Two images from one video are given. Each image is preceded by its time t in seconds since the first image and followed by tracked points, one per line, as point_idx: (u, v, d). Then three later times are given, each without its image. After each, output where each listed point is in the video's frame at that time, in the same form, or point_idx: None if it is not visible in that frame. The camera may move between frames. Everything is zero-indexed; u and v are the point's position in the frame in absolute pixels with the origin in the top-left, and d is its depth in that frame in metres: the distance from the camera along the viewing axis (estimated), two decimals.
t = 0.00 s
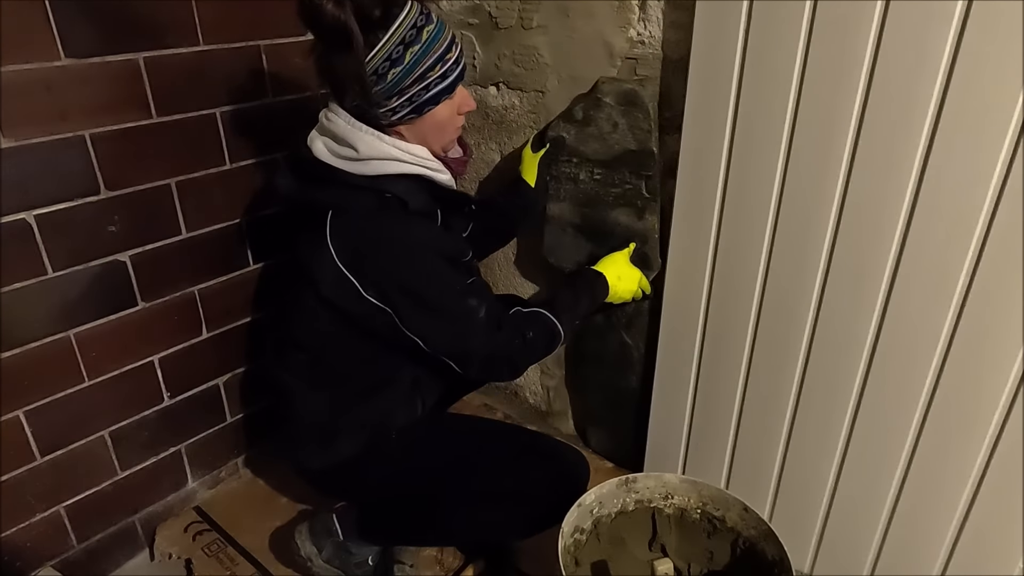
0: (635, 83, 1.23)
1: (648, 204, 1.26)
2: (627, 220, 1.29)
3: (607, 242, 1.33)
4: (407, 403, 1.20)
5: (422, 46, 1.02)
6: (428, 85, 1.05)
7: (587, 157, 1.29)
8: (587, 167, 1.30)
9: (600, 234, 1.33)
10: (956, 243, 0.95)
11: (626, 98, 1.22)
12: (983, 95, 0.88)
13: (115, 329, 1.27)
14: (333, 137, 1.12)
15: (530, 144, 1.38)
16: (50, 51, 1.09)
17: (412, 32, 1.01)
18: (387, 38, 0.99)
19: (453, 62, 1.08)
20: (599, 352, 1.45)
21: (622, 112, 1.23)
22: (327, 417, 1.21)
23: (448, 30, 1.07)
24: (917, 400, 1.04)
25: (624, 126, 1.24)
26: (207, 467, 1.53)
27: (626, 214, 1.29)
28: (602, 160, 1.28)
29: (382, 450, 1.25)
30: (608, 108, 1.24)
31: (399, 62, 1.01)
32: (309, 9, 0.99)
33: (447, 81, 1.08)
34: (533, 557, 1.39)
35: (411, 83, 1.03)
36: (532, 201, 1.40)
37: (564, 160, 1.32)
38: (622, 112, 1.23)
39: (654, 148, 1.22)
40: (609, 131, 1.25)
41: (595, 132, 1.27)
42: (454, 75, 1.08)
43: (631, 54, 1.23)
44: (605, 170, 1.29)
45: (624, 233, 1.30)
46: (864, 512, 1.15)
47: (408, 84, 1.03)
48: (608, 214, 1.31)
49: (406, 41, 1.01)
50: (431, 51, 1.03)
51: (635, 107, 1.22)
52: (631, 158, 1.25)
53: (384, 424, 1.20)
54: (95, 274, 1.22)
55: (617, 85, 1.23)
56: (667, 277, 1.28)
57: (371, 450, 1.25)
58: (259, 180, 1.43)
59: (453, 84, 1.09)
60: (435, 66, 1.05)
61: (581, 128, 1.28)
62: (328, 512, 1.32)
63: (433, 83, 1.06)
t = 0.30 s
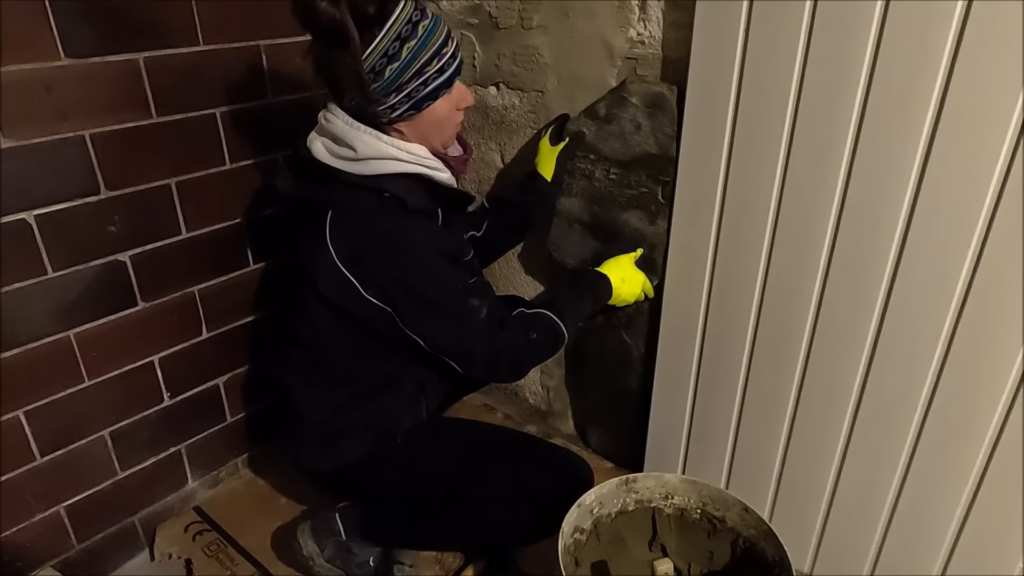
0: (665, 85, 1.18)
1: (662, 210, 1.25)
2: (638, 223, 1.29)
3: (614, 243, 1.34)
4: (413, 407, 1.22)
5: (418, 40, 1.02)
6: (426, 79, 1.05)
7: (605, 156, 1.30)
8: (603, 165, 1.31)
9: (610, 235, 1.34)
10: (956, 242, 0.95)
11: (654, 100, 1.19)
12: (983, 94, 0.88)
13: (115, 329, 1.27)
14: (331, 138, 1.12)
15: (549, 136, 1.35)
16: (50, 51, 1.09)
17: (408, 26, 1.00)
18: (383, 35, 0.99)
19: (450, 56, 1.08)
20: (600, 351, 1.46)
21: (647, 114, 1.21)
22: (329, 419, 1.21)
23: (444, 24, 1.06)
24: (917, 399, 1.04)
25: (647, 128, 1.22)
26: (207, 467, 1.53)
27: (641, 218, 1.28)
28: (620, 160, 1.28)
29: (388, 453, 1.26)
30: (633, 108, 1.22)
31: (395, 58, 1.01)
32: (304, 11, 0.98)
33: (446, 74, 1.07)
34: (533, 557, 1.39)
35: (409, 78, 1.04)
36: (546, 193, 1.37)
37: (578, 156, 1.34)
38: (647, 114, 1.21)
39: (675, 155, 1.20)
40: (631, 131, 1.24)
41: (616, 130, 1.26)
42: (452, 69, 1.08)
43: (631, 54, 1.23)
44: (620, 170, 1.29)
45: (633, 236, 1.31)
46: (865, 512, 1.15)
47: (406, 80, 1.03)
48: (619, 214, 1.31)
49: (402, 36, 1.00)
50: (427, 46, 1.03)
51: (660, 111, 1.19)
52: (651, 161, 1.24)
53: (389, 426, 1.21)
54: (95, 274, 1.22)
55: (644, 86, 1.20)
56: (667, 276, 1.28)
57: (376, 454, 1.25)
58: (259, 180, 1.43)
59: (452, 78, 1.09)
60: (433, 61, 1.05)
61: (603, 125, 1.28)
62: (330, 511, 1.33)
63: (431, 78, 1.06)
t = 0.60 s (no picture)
0: (673, 88, 1.19)
1: (667, 213, 1.25)
2: (643, 226, 1.29)
3: (619, 246, 1.34)
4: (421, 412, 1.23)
5: (437, 38, 1.02)
6: (444, 79, 1.05)
7: (610, 157, 1.30)
8: (608, 167, 1.31)
9: (614, 237, 1.34)
10: (957, 243, 0.95)
11: (660, 103, 1.19)
12: (983, 95, 0.88)
13: (115, 329, 1.27)
14: (343, 138, 1.12)
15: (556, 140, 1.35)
16: (50, 51, 1.09)
17: (426, 24, 1.00)
18: (402, 31, 0.99)
19: (468, 56, 1.08)
20: (600, 352, 1.46)
21: (654, 117, 1.21)
22: (337, 424, 1.21)
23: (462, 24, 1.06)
24: (917, 399, 1.04)
25: (653, 131, 1.22)
26: (208, 467, 1.53)
27: (648, 223, 1.28)
28: (625, 162, 1.28)
29: (398, 453, 1.25)
30: (640, 110, 1.22)
31: (414, 56, 1.01)
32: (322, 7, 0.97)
33: (463, 74, 1.08)
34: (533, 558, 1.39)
35: (427, 77, 1.03)
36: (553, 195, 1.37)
37: (585, 157, 1.34)
38: (653, 117, 1.21)
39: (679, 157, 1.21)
40: (638, 134, 1.24)
41: (622, 132, 1.26)
42: (469, 69, 1.08)
43: (631, 54, 1.23)
44: (626, 172, 1.29)
45: (639, 239, 1.31)
46: (865, 512, 1.15)
47: (423, 78, 1.03)
48: (624, 217, 1.32)
49: (421, 34, 1.00)
50: (446, 45, 1.03)
51: (666, 113, 1.19)
52: (656, 163, 1.24)
53: (398, 432, 1.21)
54: (95, 274, 1.22)
55: (651, 88, 1.20)
56: (667, 277, 1.28)
57: (385, 458, 1.25)
58: (260, 180, 1.43)
59: (468, 78, 1.09)
60: (451, 60, 1.05)
61: (609, 127, 1.28)
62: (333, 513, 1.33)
63: (448, 77, 1.06)
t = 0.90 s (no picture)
0: (672, 89, 1.19)
1: (667, 214, 1.26)
2: (643, 228, 1.30)
3: (620, 247, 1.34)
4: (426, 418, 1.21)
5: (461, 39, 1.02)
6: (463, 78, 1.06)
7: (610, 158, 1.30)
8: (609, 168, 1.31)
9: (615, 238, 1.34)
10: (957, 243, 0.95)
11: (660, 104, 1.19)
12: (983, 95, 0.88)
13: (115, 329, 1.27)
14: (352, 136, 1.12)
15: (556, 151, 1.37)
16: (50, 51, 1.09)
17: (453, 23, 1.01)
18: (428, 28, 0.99)
19: (489, 59, 1.09)
20: (600, 352, 1.46)
21: (654, 118, 1.21)
22: (344, 428, 1.20)
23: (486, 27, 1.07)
24: (917, 399, 1.04)
25: (653, 132, 1.22)
26: (208, 467, 1.53)
27: (648, 224, 1.29)
28: (626, 163, 1.28)
29: (399, 473, 1.28)
30: (640, 112, 1.22)
31: (437, 53, 1.01)
32: None
33: (482, 76, 1.08)
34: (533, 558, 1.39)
35: (447, 75, 1.04)
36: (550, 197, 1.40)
37: (587, 160, 1.33)
38: (653, 118, 1.21)
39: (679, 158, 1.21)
40: (638, 135, 1.24)
41: (622, 133, 1.26)
42: (488, 72, 1.09)
43: (631, 54, 1.23)
44: (627, 173, 1.29)
45: (639, 240, 1.31)
46: (864, 512, 1.15)
47: (444, 76, 1.03)
48: (624, 218, 1.32)
49: (446, 32, 1.01)
50: (468, 46, 1.04)
51: (666, 114, 1.19)
52: (656, 164, 1.24)
53: (405, 442, 1.21)
54: (95, 274, 1.22)
55: (653, 89, 1.20)
56: (667, 276, 1.28)
57: (388, 470, 1.27)
58: (260, 180, 1.43)
59: (486, 82, 1.10)
60: (472, 61, 1.05)
61: (609, 128, 1.28)
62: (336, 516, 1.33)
63: (467, 78, 1.06)
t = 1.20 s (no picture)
0: (673, 89, 1.19)
1: (667, 212, 1.26)
2: (643, 226, 1.30)
3: (620, 245, 1.34)
4: (431, 414, 1.21)
5: (467, 35, 1.03)
6: (466, 74, 1.06)
7: (612, 156, 1.29)
8: (610, 165, 1.31)
9: (616, 236, 1.34)
10: (957, 242, 0.95)
11: (661, 103, 1.20)
12: (983, 94, 0.88)
13: (115, 329, 1.27)
14: (358, 126, 1.13)
15: (556, 149, 1.35)
16: (50, 50, 1.09)
17: (459, 20, 1.01)
18: (435, 23, 0.99)
19: (493, 56, 1.09)
20: (600, 352, 1.46)
21: (655, 117, 1.21)
22: (348, 420, 1.20)
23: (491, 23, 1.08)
24: (917, 399, 1.04)
25: (654, 130, 1.22)
26: (208, 467, 1.53)
27: (649, 223, 1.29)
28: (627, 161, 1.28)
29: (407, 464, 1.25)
30: (642, 110, 1.22)
31: (442, 48, 1.01)
32: None
33: (484, 73, 1.08)
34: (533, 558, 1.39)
35: (451, 70, 1.04)
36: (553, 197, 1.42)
37: (590, 158, 1.33)
38: (654, 117, 1.21)
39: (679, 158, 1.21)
40: (640, 133, 1.24)
41: (623, 131, 1.26)
42: (491, 69, 1.09)
43: (631, 54, 1.23)
44: (628, 171, 1.29)
45: (639, 238, 1.31)
46: (865, 513, 1.15)
47: (447, 72, 1.03)
48: (625, 216, 1.32)
49: (452, 28, 1.01)
50: (473, 42, 1.04)
51: (667, 113, 1.19)
52: (657, 163, 1.24)
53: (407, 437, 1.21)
54: (96, 274, 1.22)
55: (654, 88, 1.20)
56: (666, 275, 1.28)
57: (396, 464, 1.25)
58: (261, 181, 1.43)
59: (489, 79, 1.10)
60: (476, 58, 1.06)
61: (611, 126, 1.28)
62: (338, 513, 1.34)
63: (470, 74, 1.06)
